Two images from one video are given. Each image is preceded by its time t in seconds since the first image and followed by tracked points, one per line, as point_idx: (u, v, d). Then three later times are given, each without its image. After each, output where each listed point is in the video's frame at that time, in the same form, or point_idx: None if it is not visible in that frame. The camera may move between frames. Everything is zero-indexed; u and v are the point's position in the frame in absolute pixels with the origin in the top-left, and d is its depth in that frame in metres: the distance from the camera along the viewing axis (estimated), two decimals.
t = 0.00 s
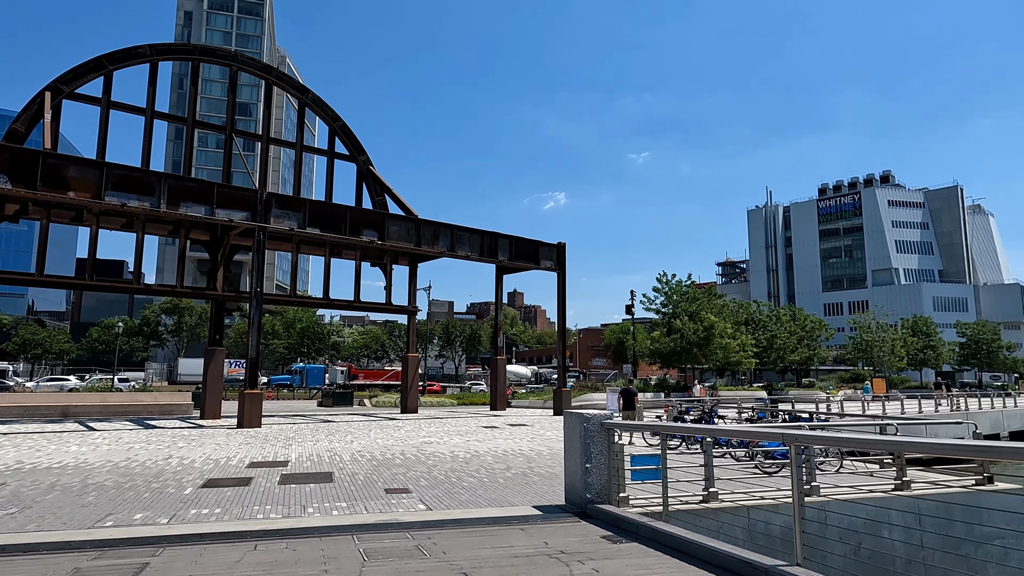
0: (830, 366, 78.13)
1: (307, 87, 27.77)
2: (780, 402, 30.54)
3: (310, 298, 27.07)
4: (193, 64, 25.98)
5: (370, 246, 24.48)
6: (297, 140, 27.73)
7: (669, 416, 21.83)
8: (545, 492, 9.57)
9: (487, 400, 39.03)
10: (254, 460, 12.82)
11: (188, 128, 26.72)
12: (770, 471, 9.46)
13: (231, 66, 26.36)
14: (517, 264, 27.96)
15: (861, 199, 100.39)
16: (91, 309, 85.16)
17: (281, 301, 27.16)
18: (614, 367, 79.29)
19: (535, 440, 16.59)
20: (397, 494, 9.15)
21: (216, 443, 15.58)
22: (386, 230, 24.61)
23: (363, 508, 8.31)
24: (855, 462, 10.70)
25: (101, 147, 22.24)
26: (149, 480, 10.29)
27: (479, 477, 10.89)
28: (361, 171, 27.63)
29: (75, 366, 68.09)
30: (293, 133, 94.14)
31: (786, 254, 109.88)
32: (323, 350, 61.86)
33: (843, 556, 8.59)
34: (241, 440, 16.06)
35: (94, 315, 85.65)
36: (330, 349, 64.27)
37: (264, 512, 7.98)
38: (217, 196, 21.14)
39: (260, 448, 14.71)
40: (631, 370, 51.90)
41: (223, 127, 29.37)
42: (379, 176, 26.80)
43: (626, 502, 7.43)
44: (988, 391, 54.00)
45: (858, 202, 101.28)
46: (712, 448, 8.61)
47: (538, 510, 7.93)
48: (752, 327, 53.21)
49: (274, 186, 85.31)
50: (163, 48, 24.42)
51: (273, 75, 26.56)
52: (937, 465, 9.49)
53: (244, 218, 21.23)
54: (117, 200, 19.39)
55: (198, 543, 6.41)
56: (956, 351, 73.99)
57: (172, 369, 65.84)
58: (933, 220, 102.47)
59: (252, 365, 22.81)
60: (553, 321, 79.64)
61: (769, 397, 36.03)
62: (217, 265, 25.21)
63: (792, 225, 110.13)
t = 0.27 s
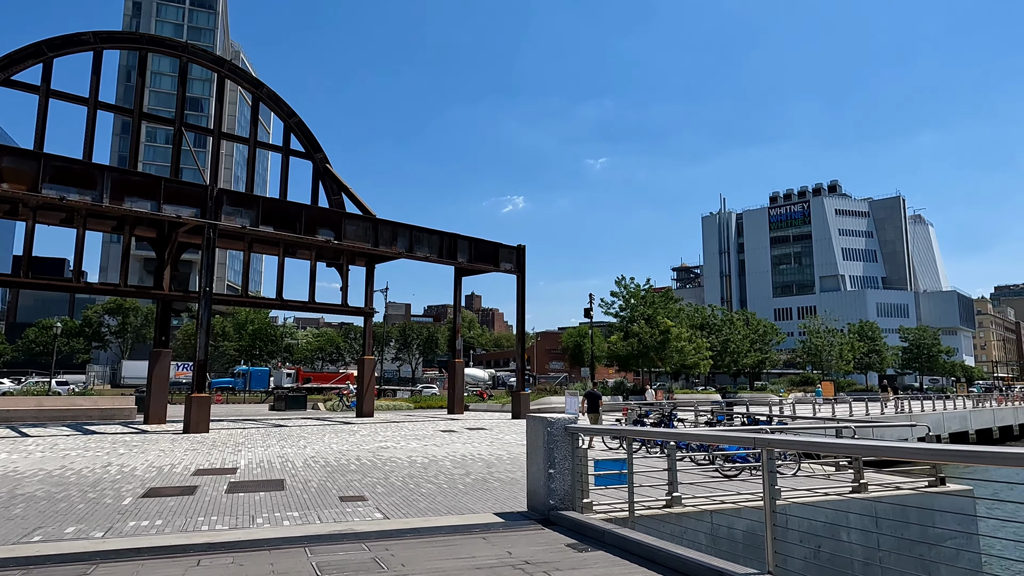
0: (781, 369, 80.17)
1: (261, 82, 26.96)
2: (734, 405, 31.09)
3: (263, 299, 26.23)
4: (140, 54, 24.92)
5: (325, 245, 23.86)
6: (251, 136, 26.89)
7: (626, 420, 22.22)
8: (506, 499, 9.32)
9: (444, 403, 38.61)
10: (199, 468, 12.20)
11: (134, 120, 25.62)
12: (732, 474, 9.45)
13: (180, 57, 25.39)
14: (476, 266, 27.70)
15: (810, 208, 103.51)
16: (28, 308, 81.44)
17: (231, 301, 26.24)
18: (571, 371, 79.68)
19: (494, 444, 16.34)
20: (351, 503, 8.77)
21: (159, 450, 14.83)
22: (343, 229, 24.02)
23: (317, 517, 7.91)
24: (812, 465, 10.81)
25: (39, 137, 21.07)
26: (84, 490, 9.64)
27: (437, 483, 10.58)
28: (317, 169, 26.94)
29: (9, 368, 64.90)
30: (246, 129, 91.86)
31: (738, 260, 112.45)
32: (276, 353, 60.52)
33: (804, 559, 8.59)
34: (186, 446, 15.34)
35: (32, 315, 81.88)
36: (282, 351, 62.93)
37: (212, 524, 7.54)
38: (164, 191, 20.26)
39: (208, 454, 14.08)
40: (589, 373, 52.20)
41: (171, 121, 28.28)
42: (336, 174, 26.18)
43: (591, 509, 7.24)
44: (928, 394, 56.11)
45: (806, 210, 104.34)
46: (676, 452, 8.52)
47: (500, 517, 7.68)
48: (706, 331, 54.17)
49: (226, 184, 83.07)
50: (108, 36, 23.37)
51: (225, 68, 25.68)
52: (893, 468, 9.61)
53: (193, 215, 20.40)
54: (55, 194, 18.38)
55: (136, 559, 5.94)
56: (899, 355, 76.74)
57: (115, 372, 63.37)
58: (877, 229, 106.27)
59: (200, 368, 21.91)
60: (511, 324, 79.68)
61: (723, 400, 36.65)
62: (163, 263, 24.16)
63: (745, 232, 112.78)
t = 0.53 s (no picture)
0: (735, 369, 81.88)
1: (215, 71, 26.05)
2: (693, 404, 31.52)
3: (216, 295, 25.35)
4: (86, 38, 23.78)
5: (282, 241, 23.17)
6: (204, 127, 25.95)
7: (586, 420, 22.26)
8: (471, 502, 9.09)
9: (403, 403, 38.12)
10: (146, 471, 11.59)
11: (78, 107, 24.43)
12: (699, 474, 9.41)
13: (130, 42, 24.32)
14: (437, 264, 27.34)
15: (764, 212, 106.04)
16: None
17: (182, 298, 25.27)
18: (530, 370, 79.80)
19: (456, 444, 16.06)
20: (310, 507, 8.41)
21: (103, 452, 14.09)
22: (301, 225, 23.38)
23: (274, 524, 7.54)
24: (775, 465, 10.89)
25: None
26: (19, 497, 9.01)
27: (399, 486, 10.27)
28: (274, 163, 26.18)
29: None
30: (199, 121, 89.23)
31: (695, 262, 114.46)
32: (229, 351, 59.04)
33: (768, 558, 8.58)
34: (133, 449, 14.63)
35: None
36: (235, 350, 61.49)
37: (160, 532, 7.10)
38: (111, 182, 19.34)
39: (156, 457, 13.42)
40: (548, 372, 52.34)
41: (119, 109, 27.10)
42: (294, 168, 25.50)
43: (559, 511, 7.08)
44: (874, 393, 58.03)
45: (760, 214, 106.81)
46: (644, 453, 8.42)
47: (466, 521, 7.45)
48: (664, 331, 54.83)
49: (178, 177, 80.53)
50: (51, 18, 22.26)
51: (178, 55, 24.71)
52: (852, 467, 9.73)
53: (142, 206, 19.54)
54: None
55: (75, 571, 5.51)
56: (847, 355, 79.23)
57: (57, 371, 60.84)
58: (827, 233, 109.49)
59: (148, 366, 21.02)
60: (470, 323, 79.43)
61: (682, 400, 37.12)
62: (109, 258, 23.05)
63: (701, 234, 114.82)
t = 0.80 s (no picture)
0: (696, 368, 83.11)
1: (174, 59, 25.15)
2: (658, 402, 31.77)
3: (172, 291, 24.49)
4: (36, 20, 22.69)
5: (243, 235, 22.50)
6: (161, 116, 25.01)
7: (554, 418, 22.25)
8: (440, 503, 8.85)
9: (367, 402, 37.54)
10: (96, 474, 11.02)
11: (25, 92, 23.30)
12: (671, 473, 9.34)
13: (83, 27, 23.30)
14: (403, 261, 26.93)
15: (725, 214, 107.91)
16: None
17: (136, 293, 24.34)
18: (494, 369, 79.80)
19: (422, 444, 15.76)
20: (272, 511, 8.06)
21: (50, 454, 13.39)
22: (263, 219, 22.74)
23: (235, 528, 7.19)
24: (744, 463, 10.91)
25: None
26: None
27: (366, 487, 9.96)
28: (235, 155, 25.43)
29: None
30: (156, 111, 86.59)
31: (657, 262, 115.87)
32: (186, 349, 57.56)
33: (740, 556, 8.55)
34: (81, 450, 13.94)
35: None
36: (192, 348, 59.92)
37: (112, 539, 6.69)
38: (60, 170, 18.48)
39: (107, 459, 12.80)
40: (514, 371, 52.25)
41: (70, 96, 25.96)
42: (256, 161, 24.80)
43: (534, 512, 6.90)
44: (830, 392, 59.57)
45: (722, 216, 108.69)
46: (618, 453, 8.30)
47: (437, 523, 7.22)
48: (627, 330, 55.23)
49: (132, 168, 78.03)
50: None
51: (134, 41, 23.76)
52: (820, 464, 9.80)
53: (94, 196, 18.73)
54: None
55: None
56: (805, 355, 81.23)
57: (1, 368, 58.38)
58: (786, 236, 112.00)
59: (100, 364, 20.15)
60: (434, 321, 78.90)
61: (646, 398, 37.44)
62: (58, 251, 22.02)
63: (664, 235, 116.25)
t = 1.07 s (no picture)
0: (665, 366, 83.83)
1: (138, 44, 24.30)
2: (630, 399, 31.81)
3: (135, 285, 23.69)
4: None
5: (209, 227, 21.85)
6: (124, 104, 24.15)
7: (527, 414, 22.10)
8: (415, 502, 8.59)
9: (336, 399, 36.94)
10: (51, 474, 10.49)
11: None
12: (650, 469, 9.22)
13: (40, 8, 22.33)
14: (375, 256, 26.49)
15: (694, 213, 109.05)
16: None
17: (96, 287, 23.49)
18: (465, 366, 79.42)
19: (395, 441, 15.42)
20: (239, 511, 7.71)
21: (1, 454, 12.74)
22: (230, 211, 22.11)
23: (200, 530, 6.84)
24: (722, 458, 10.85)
25: None
26: None
27: (337, 485, 9.65)
28: (201, 145, 24.70)
29: None
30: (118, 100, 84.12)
31: (628, 260, 116.68)
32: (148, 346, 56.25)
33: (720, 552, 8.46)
34: (36, 450, 13.31)
35: None
36: (154, 344, 58.45)
37: (67, 543, 6.30)
38: (15, 157, 17.67)
39: (63, 458, 12.23)
40: (485, 368, 52.00)
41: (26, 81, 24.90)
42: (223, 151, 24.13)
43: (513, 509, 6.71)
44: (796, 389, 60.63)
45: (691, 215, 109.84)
46: (599, 448, 8.14)
47: (414, 523, 6.97)
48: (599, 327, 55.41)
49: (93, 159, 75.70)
50: None
51: (94, 24, 22.87)
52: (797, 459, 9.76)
53: (51, 185, 17.97)
54: None
55: None
56: (772, 353, 82.62)
57: None
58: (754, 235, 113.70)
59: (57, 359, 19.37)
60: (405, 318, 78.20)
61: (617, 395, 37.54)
62: (12, 242, 21.11)
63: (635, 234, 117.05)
